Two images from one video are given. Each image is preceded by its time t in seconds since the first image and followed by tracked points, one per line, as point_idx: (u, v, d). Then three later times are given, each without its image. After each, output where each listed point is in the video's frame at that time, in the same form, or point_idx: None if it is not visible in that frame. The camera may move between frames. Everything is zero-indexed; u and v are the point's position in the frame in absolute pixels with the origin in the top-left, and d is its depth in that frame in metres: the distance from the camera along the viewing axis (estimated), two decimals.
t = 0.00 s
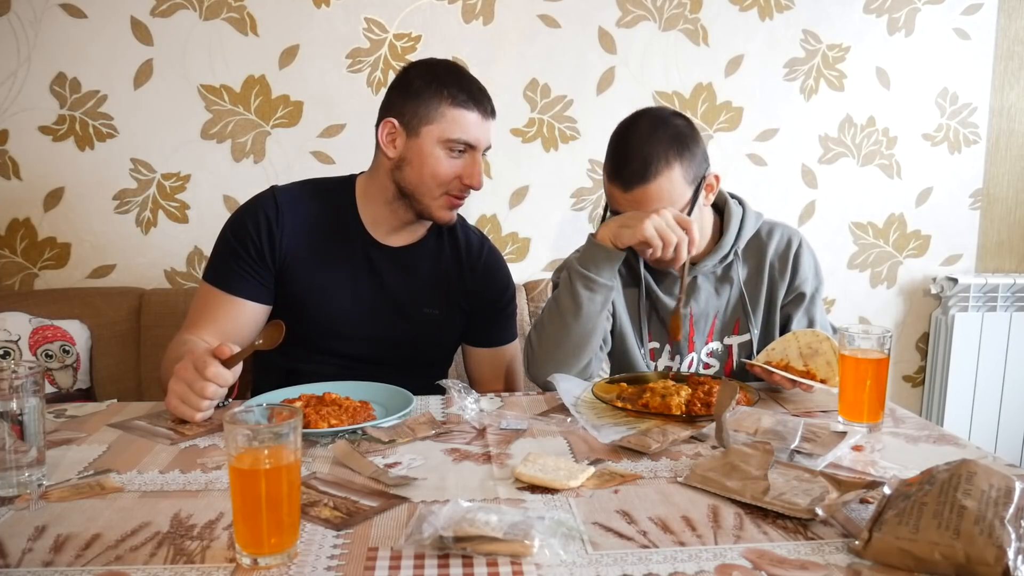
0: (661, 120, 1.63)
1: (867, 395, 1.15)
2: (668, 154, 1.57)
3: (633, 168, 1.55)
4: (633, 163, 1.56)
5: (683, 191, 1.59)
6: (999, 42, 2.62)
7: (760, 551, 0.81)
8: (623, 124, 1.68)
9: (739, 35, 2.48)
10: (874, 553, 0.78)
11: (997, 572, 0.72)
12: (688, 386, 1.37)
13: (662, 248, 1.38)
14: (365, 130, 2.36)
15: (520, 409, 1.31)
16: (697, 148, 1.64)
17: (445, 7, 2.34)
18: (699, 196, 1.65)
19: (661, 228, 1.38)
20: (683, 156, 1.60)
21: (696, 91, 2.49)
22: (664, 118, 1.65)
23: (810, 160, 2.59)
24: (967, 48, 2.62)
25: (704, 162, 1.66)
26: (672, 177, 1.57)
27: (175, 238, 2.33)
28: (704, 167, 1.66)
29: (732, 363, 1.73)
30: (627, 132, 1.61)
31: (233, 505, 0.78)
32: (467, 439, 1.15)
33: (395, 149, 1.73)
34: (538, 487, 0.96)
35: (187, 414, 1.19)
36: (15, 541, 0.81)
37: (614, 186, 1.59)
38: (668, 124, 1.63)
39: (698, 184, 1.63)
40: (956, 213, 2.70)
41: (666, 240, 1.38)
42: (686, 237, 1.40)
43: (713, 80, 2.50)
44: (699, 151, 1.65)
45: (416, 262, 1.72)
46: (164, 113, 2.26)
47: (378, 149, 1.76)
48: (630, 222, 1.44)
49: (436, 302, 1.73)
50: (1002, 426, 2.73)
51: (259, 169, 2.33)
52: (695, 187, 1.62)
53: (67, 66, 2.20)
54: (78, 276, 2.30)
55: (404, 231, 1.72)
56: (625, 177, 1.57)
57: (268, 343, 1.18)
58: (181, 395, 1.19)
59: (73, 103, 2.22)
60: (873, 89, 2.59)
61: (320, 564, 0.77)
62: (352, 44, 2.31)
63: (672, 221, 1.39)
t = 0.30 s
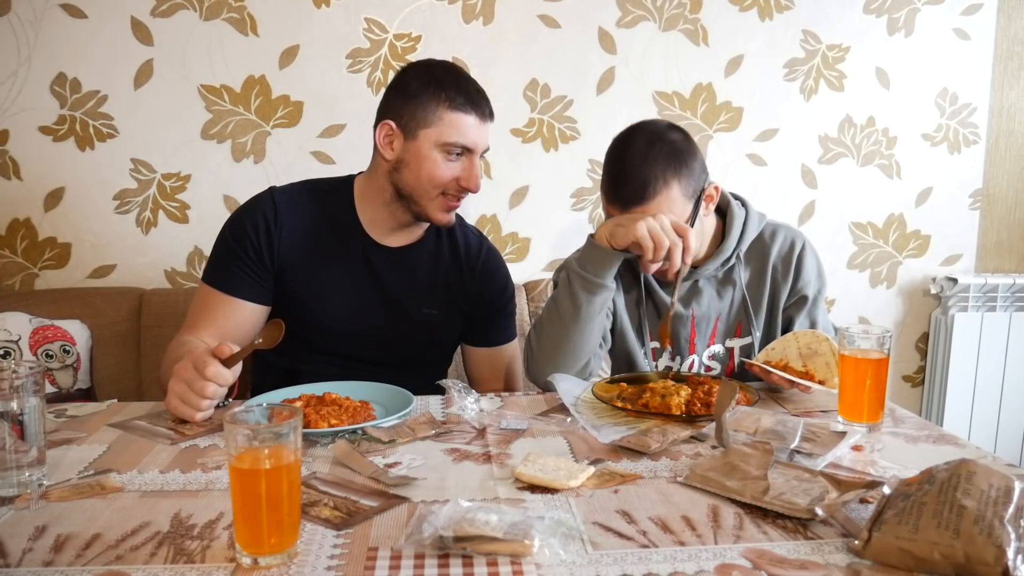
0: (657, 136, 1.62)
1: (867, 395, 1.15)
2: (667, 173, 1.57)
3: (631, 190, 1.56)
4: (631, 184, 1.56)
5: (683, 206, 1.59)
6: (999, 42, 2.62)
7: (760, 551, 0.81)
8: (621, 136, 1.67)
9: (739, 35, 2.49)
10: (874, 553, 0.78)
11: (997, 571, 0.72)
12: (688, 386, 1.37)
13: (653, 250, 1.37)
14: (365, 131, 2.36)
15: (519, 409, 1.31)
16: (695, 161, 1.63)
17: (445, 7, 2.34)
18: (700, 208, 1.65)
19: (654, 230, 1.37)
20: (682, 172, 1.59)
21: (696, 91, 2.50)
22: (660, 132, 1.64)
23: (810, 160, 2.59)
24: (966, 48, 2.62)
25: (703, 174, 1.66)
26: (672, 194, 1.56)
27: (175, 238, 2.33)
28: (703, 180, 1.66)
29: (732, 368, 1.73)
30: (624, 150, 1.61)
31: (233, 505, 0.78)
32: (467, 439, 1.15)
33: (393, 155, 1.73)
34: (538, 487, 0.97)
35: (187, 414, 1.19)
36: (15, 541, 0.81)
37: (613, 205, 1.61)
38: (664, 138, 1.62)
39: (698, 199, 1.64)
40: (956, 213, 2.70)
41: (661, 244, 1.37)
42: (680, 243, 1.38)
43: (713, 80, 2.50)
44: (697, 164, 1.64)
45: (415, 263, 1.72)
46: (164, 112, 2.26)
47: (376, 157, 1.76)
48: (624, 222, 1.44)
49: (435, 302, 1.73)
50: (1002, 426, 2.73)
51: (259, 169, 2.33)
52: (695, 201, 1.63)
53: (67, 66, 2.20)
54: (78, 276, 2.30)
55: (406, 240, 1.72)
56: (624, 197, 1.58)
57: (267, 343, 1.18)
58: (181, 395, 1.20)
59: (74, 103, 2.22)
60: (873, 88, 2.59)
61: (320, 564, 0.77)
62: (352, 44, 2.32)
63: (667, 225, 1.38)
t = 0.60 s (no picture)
0: (665, 142, 1.62)
1: (867, 395, 1.15)
2: (666, 184, 1.57)
3: (629, 197, 1.56)
4: (629, 191, 1.56)
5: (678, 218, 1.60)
6: (999, 42, 2.62)
7: (760, 551, 0.81)
8: (631, 138, 1.67)
9: (739, 35, 2.48)
10: (874, 553, 0.78)
11: (997, 571, 0.72)
12: (688, 386, 1.37)
13: (654, 251, 1.38)
14: (365, 130, 2.36)
15: (519, 409, 1.31)
16: (699, 173, 1.63)
17: (445, 7, 2.34)
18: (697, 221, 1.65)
19: (656, 231, 1.38)
20: (683, 184, 1.59)
21: (696, 91, 2.50)
22: (669, 141, 1.63)
23: (810, 160, 2.59)
24: (967, 48, 2.62)
25: (705, 189, 1.66)
26: (668, 206, 1.57)
27: (175, 238, 2.33)
28: (704, 193, 1.66)
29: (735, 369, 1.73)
30: (629, 154, 1.60)
31: (233, 505, 0.78)
32: (467, 439, 1.15)
33: (397, 154, 1.73)
34: (538, 487, 0.97)
35: (187, 414, 1.19)
36: (15, 541, 0.81)
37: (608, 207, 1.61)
38: (671, 147, 1.61)
39: (694, 212, 1.64)
40: (956, 213, 2.70)
41: (661, 245, 1.38)
42: (681, 244, 1.39)
43: (713, 80, 2.50)
44: (700, 176, 1.63)
45: (416, 264, 1.71)
46: (165, 112, 2.26)
47: (381, 157, 1.75)
48: (624, 222, 1.44)
49: (436, 303, 1.73)
50: (1002, 426, 2.73)
51: (259, 169, 2.33)
52: (691, 214, 1.63)
53: (67, 66, 2.20)
54: (78, 276, 2.30)
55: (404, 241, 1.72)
56: (620, 202, 1.57)
57: (267, 343, 1.18)
58: (181, 396, 1.19)
59: (73, 103, 2.22)
60: (873, 88, 2.59)
61: (320, 564, 0.77)
62: (352, 44, 2.31)
63: (668, 226, 1.39)
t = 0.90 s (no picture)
0: (676, 133, 1.64)
1: (867, 395, 1.15)
2: (671, 168, 1.58)
3: (633, 174, 1.56)
4: (634, 168, 1.56)
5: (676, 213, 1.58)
6: (999, 42, 2.62)
7: (760, 551, 0.81)
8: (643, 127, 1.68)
9: (739, 35, 2.48)
10: (874, 553, 0.78)
11: (997, 571, 0.72)
12: (688, 386, 1.37)
13: (654, 255, 1.37)
14: (365, 130, 2.36)
15: (520, 409, 1.31)
16: (705, 166, 1.65)
17: (445, 7, 2.34)
18: (694, 217, 1.62)
19: (656, 235, 1.37)
20: (685, 171, 1.60)
21: (696, 91, 2.49)
22: (681, 130, 1.66)
23: (810, 160, 2.59)
24: (966, 48, 2.62)
25: (708, 186, 1.66)
26: (669, 190, 1.57)
27: (175, 238, 2.33)
28: (706, 188, 1.66)
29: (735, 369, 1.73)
30: (640, 135, 1.63)
31: (233, 505, 0.78)
32: (467, 439, 1.15)
33: (399, 151, 1.73)
34: (538, 487, 0.96)
35: (188, 414, 1.19)
36: (15, 541, 0.81)
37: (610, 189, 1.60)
38: (681, 135, 1.64)
39: (693, 206, 1.62)
40: (956, 213, 2.70)
41: (662, 251, 1.36)
42: (681, 249, 1.37)
43: (713, 80, 2.50)
44: (705, 171, 1.65)
45: (416, 264, 1.71)
46: (164, 112, 2.26)
47: (382, 154, 1.76)
48: (626, 226, 1.42)
49: (436, 303, 1.73)
50: (1002, 426, 2.73)
51: (259, 169, 2.33)
52: (691, 206, 1.61)
53: (67, 66, 2.20)
54: (77, 276, 2.30)
55: (403, 243, 1.72)
56: (624, 178, 1.57)
57: (267, 343, 1.17)
58: (181, 396, 1.19)
59: (73, 103, 2.22)
60: (873, 88, 2.59)
61: (320, 564, 0.77)
62: (352, 44, 2.31)
63: (670, 231, 1.38)
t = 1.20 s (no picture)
0: (691, 131, 1.65)
1: (867, 395, 1.15)
2: (683, 162, 1.58)
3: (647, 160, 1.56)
4: (648, 156, 1.56)
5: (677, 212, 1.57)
6: (999, 42, 2.62)
7: (760, 551, 0.81)
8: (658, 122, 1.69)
9: (739, 35, 2.48)
10: (874, 553, 0.78)
11: (997, 571, 0.72)
12: (688, 386, 1.37)
13: (651, 261, 1.37)
14: (364, 130, 2.36)
15: (520, 409, 1.31)
16: (716, 167, 1.66)
17: (445, 7, 2.34)
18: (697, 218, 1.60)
19: (656, 243, 1.37)
20: (695, 168, 1.60)
21: (696, 91, 2.50)
22: (698, 130, 1.67)
23: (810, 160, 2.59)
24: (966, 48, 2.62)
25: (714, 188, 1.66)
26: (679, 184, 1.56)
27: (175, 238, 2.33)
28: (714, 191, 1.66)
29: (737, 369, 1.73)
30: (657, 127, 1.64)
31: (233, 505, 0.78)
32: (467, 439, 1.15)
33: (399, 149, 1.72)
34: (538, 487, 0.97)
35: (188, 414, 1.19)
36: (15, 541, 0.81)
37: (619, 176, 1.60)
38: (698, 134, 1.66)
39: (699, 204, 1.61)
40: (956, 213, 2.70)
41: (659, 255, 1.36)
42: (680, 259, 1.36)
43: (713, 80, 2.50)
44: (714, 174, 1.65)
45: (417, 264, 1.72)
46: (164, 112, 2.26)
47: (383, 151, 1.75)
48: (629, 230, 1.42)
49: (437, 303, 1.73)
50: (1002, 426, 2.73)
51: (259, 169, 2.33)
52: (696, 204, 1.60)
53: (67, 66, 2.20)
54: (78, 276, 2.30)
55: (402, 243, 1.72)
56: (637, 164, 1.57)
57: (267, 343, 1.18)
58: (181, 396, 1.20)
59: (74, 103, 2.22)
60: (873, 89, 2.59)
61: (320, 564, 0.77)
62: (352, 44, 2.31)
63: (670, 240, 1.37)
